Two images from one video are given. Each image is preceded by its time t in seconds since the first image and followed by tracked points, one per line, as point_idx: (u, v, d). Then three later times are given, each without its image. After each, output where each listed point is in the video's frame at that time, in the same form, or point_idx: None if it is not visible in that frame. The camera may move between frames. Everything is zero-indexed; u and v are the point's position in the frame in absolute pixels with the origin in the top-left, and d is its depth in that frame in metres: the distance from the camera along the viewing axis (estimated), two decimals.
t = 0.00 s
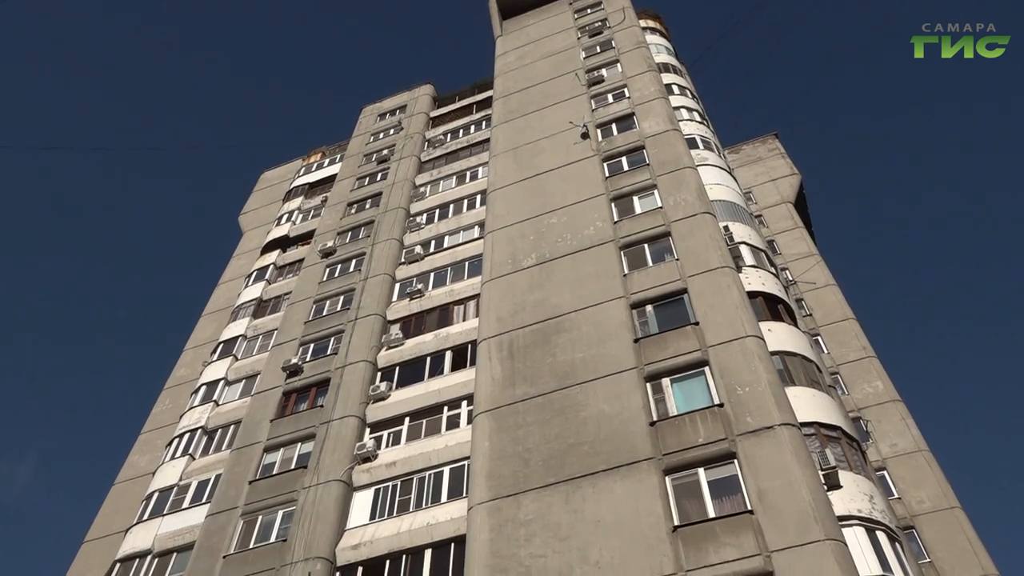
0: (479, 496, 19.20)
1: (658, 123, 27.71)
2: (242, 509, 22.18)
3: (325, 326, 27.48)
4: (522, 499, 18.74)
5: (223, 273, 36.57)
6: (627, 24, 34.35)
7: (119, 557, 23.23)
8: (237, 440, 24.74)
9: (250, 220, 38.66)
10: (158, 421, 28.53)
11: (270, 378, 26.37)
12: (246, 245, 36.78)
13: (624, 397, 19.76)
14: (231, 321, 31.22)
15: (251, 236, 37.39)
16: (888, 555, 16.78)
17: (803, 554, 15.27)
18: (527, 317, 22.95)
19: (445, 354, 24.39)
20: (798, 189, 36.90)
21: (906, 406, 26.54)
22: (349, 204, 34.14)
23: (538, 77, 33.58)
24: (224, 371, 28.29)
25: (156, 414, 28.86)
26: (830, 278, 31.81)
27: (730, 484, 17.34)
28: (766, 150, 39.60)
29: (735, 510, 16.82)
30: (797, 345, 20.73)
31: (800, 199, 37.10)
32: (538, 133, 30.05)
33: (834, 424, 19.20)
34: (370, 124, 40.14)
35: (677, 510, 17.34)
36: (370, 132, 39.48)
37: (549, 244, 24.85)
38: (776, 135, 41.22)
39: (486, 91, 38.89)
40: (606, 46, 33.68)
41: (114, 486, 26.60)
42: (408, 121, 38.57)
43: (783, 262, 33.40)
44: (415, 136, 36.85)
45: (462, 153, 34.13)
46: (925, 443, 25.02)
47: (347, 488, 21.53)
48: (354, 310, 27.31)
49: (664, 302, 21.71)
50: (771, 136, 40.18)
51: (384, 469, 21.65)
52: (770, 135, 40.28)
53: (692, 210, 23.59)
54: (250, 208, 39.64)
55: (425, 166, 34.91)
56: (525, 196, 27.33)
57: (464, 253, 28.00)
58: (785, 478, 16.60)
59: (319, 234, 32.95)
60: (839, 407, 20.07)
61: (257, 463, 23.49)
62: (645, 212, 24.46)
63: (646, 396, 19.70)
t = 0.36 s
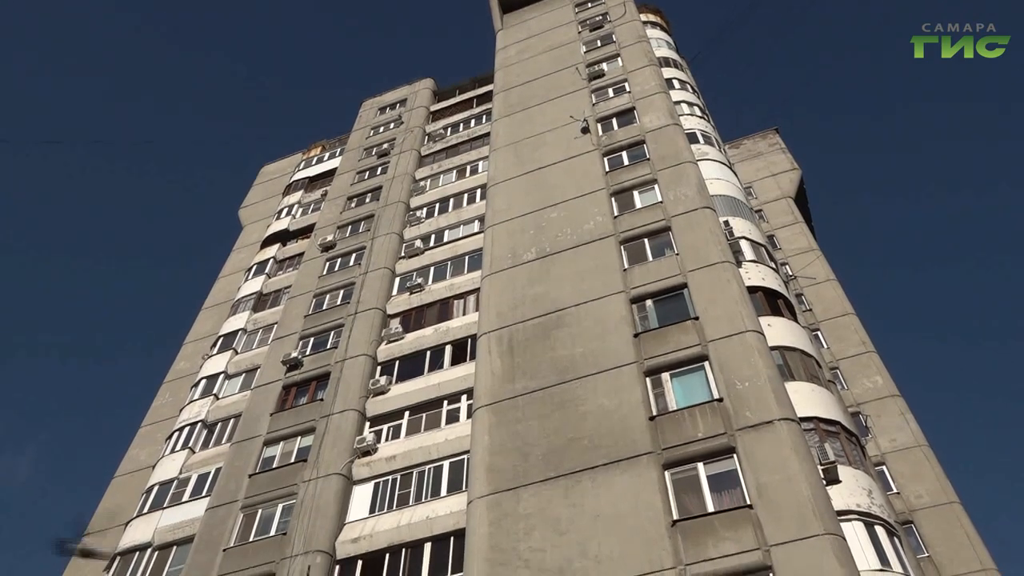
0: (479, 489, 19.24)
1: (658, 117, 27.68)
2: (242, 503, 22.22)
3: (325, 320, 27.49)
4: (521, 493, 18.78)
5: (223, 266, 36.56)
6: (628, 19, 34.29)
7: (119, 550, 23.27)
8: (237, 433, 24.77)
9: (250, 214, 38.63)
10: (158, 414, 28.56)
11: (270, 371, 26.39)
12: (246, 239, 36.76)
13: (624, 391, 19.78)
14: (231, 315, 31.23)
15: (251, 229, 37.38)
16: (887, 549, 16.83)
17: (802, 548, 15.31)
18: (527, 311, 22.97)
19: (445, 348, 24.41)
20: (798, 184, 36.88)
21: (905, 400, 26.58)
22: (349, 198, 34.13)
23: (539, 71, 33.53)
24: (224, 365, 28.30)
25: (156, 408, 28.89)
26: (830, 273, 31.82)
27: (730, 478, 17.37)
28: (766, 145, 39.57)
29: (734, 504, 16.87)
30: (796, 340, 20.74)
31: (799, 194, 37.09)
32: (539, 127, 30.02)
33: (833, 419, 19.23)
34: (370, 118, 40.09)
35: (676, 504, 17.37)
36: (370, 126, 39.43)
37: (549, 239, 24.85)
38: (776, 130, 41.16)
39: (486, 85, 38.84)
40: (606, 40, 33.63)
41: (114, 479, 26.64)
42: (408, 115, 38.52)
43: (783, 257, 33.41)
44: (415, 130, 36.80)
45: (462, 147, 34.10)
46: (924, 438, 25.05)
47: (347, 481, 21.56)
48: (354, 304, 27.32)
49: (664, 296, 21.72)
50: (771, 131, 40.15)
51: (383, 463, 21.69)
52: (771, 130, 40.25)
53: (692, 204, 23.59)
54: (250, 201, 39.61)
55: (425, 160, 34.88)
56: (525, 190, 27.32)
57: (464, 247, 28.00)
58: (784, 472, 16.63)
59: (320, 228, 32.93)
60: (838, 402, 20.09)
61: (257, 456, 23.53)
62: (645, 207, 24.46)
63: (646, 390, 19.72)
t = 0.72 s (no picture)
0: (479, 478, 19.29)
1: (659, 106, 27.60)
2: (242, 491, 22.28)
3: (325, 308, 27.49)
4: (521, 481, 18.83)
5: (223, 255, 36.52)
6: (629, 7, 34.13)
7: (119, 538, 23.35)
8: (237, 422, 24.81)
9: (250, 202, 38.57)
10: (158, 403, 28.60)
11: (270, 360, 26.41)
12: (246, 227, 36.71)
13: (623, 380, 19.81)
14: (231, 304, 31.23)
15: (251, 218, 37.32)
16: (885, 538, 16.90)
17: (800, 536, 15.37)
18: (527, 300, 22.97)
19: (445, 337, 24.42)
20: (798, 173, 36.81)
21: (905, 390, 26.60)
22: (349, 187, 34.07)
23: (539, 59, 33.40)
24: (224, 353, 28.32)
25: (156, 396, 28.93)
26: (830, 263, 31.79)
27: (728, 467, 17.43)
28: (767, 134, 39.46)
29: (732, 493, 16.92)
30: (796, 329, 20.75)
31: (800, 183, 37.02)
32: (539, 116, 29.94)
33: (832, 408, 19.26)
34: (370, 107, 39.96)
35: (675, 492, 17.44)
36: (370, 114, 39.31)
37: (550, 227, 24.82)
38: (778, 119, 41.02)
39: (486, 74, 38.70)
40: (607, 28, 33.48)
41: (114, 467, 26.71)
42: (408, 103, 38.40)
43: (783, 246, 33.38)
44: (415, 118, 36.69)
45: (462, 136, 34.00)
46: (923, 427, 25.11)
47: (347, 470, 21.62)
48: (354, 293, 27.31)
49: (664, 285, 21.71)
50: (772, 120, 40.03)
51: (384, 451, 21.75)
52: (772, 119, 40.13)
53: (692, 193, 23.55)
54: (250, 190, 39.54)
55: (425, 148, 34.80)
56: (525, 179, 27.27)
57: (464, 236, 27.97)
58: (784, 461, 16.67)
59: (319, 217, 32.89)
60: (838, 391, 20.12)
61: (257, 445, 23.58)
62: (645, 196, 24.42)
63: (646, 379, 19.75)
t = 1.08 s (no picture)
0: (478, 459, 19.38)
1: (659, 87, 27.47)
2: (242, 472, 22.38)
3: (324, 290, 27.49)
4: (520, 463, 18.91)
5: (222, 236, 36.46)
6: None
7: (121, 518, 23.47)
8: (236, 403, 24.88)
9: (249, 183, 38.45)
10: (158, 384, 28.66)
11: (270, 341, 26.44)
12: (245, 209, 36.63)
13: (623, 361, 19.85)
14: (230, 285, 31.22)
15: (250, 199, 37.23)
16: (882, 518, 17.01)
17: (798, 517, 15.45)
18: (527, 282, 22.97)
19: (444, 318, 24.44)
20: (799, 155, 36.71)
21: (903, 371, 26.67)
22: (348, 168, 33.98)
23: (538, 40, 33.20)
24: (223, 335, 28.35)
25: (156, 378, 28.98)
26: (830, 245, 31.77)
27: (727, 448, 17.50)
28: (768, 116, 39.30)
29: (731, 474, 17.01)
30: (795, 312, 20.76)
31: (800, 165, 36.93)
32: (539, 98, 29.80)
33: (830, 390, 19.32)
34: (369, 88, 39.77)
35: (674, 473, 17.52)
36: (369, 96, 39.13)
37: (549, 209, 24.78)
38: (779, 101, 40.84)
39: (486, 55, 38.48)
40: (608, 9, 33.24)
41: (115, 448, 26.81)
42: (407, 85, 38.21)
43: (783, 228, 33.35)
44: (414, 100, 36.52)
45: (461, 117, 33.84)
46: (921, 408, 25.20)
47: (347, 451, 21.70)
48: (354, 275, 27.30)
49: (663, 267, 21.70)
50: (773, 102, 39.86)
51: (383, 432, 21.84)
52: (773, 101, 39.95)
53: (692, 175, 23.49)
54: (249, 171, 39.42)
55: (424, 130, 34.66)
56: (525, 161, 27.19)
57: (464, 218, 27.93)
58: (782, 443, 16.73)
59: (319, 198, 32.82)
60: (836, 373, 20.17)
61: (257, 426, 23.66)
62: (645, 177, 24.36)
63: (645, 361, 19.79)
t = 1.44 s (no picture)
0: (478, 434, 19.48)
1: (660, 62, 27.26)
2: (244, 447, 22.51)
3: (324, 266, 27.47)
4: (520, 438, 19.02)
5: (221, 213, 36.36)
6: None
7: (123, 492, 23.62)
8: (237, 379, 24.96)
9: (248, 159, 38.28)
10: (159, 360, 28.73)
11: (270, 317, 26.47)
12: (243, 185, 36.50)
13: (622, 338, 19.89)
14: (229, 262, 31.19)
15: (248, 176, 37.08)
16: (878, 493, 17.14)
17: (796, 492, 15.57)
18: (527, 258, 22.95)
19: (444, 295, 24.45)
20: (800, 131, 36.53)
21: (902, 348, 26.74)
22: (347, 144, 33.82)
23: (538, 14, 32.88)
24: (223, 311, 28.37)
25: (156, 353, 29.05)
26: (830, 221, 31.72)
27: (725, 424, 17.59)
28: (769, 91, 39.06)
29: (729, 449, 17.11)
30: (795, 288, 20.77)
31: (801, 141, 36.77)
32: (539, 73, 29.59)
33: (829, 366, 19.38)
34: (368, 63, 39.47)
35: (672, 449, 17.63)
36: (367, 71, 38.85)
37: (549, 185, 24.70)
38: (781, 76, 40.55)
39: (485, 30, 38.13)
40: None
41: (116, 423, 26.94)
42: (406, 60, 37.92)
43: (783, 204, 33.27)
44: (414, 75, 36.25)
45: (461, 92, 33.60)
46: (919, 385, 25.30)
47: (347, 426, 21.81)
48: (353, 251, 27.27)
49: (663, 244, 21.67)
50: (775, 77, 39.59)
51: (383, 408, 21.94)
52: (774, 76, 39.68)
53: (693, 151, 23.39)
54: (247, 147, 39.24)
55: (423, 105, 34.45)
56: (524, 137, 27.07)
57: (463, 194, 27.85)
58: (780, 419, 16.81)
59: (317, 174, 32.69)
60: (835, 349, 20.22)
61: (257, 401, 23.75)
62: (645, 153, 24.26)
63: (645, 337, 19.83)
